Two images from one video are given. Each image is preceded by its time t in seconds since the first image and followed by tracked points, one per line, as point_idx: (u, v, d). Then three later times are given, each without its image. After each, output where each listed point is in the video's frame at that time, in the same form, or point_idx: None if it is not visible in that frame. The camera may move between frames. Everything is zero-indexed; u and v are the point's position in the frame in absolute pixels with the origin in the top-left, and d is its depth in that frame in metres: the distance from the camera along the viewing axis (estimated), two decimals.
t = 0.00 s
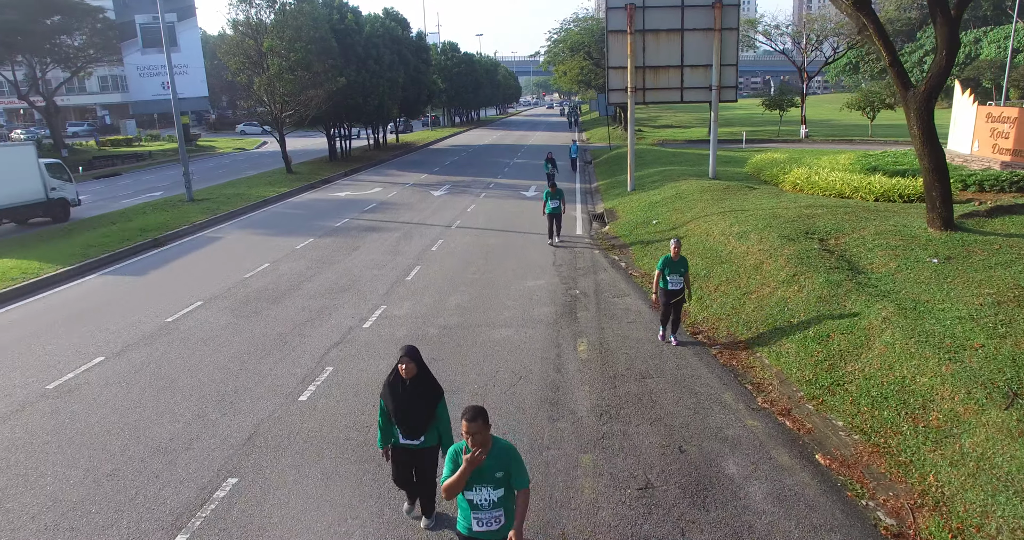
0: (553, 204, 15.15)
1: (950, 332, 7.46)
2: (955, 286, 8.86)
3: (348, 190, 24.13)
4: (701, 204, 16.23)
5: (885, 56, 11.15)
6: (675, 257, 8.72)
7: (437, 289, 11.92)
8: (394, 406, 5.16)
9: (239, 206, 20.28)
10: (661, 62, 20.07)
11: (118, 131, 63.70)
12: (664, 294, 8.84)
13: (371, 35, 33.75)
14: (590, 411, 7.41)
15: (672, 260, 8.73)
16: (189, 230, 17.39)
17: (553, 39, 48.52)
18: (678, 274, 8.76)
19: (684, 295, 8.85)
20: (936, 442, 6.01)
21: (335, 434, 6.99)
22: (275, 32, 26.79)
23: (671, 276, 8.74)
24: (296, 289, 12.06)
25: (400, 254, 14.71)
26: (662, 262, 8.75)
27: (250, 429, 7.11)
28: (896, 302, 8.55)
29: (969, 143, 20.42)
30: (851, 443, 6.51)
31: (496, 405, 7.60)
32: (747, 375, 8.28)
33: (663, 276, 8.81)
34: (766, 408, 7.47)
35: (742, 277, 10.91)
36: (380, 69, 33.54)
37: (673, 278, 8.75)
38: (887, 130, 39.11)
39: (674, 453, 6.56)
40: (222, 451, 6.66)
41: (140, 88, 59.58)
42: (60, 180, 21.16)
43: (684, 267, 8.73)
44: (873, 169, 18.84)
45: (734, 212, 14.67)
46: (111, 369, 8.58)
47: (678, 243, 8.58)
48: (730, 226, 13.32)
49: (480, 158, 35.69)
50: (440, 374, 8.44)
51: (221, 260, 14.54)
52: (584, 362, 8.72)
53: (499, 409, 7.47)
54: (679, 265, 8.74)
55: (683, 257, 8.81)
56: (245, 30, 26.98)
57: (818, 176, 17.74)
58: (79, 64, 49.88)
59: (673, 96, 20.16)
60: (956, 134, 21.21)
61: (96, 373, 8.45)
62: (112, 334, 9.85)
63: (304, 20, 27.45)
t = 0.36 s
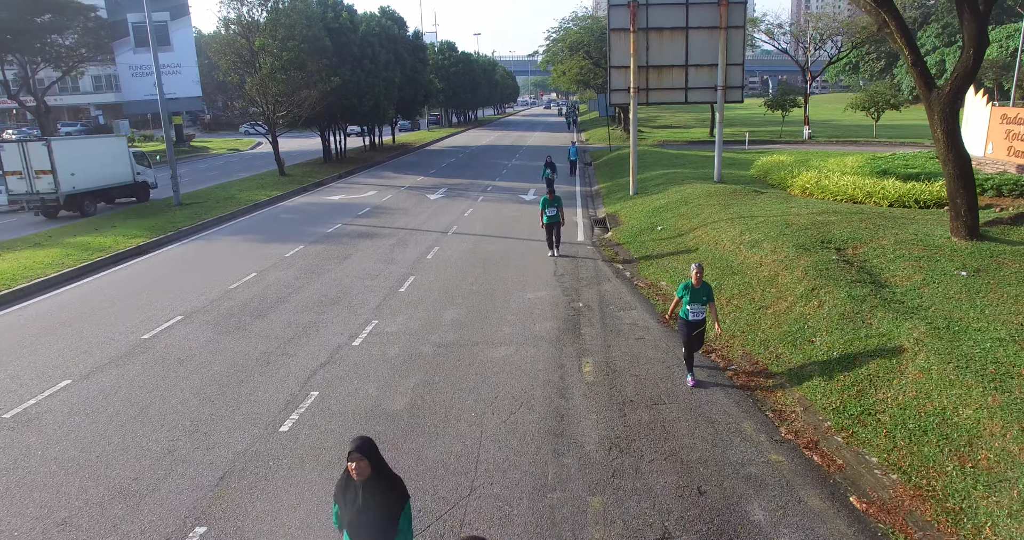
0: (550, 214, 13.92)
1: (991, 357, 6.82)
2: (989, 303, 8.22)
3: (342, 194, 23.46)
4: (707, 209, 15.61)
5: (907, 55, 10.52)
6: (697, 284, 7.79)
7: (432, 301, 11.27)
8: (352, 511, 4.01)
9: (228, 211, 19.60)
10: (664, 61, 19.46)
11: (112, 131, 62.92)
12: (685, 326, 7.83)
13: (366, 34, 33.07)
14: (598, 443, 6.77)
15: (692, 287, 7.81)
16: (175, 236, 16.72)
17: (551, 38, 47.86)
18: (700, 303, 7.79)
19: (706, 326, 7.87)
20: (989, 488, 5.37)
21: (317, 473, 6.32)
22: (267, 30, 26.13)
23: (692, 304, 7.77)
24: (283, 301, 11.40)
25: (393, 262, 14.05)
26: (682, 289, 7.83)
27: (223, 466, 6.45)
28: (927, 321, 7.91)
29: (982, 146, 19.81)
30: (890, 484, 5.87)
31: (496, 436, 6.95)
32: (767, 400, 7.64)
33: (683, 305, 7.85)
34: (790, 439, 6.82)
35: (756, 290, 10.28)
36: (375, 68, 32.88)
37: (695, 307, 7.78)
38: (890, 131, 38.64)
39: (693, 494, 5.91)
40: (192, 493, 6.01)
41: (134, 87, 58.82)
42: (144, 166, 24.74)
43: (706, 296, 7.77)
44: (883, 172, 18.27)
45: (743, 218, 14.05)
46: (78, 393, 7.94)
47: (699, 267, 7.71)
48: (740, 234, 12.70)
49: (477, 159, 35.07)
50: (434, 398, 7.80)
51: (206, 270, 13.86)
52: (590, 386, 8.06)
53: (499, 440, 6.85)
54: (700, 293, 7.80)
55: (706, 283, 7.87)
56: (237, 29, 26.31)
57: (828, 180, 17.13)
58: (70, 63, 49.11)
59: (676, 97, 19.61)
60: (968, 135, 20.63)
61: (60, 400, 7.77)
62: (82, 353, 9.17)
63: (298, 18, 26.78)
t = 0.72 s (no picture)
0: (550, 226, 12.79)
1: None
2: None
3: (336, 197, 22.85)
4: (714, 214, 15.01)
5: (931, 53, 9.95)
6: (728, 314, 6.85)
7: (427, 313, 10.65)
8: None
9: (217, 215, 18.96)
10: (668, 60, 18.85)
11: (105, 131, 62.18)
12: (712, 361, 6.95)
13: (361, 32, 32.40)
14: (608, 479, 6.16)
15: (724, 318, 6.86)
16: (159, 242, 16.06)
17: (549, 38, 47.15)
18: (731, 335, 6.88)
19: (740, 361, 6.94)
20: None
21: (296, 515, 5.69)
22: (260, 29, 25.47)
23: (723, 337, 6.87)
24: (269, 314, 10.76)
25: (387, 270, 13.42)
26: (712, 319, 6.88)
27: (193, 509, 5.80)
28: (961, 340, 7.31)
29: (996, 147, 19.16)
30: (934, 529, 5.25)
31: (495, 470, 6.34)
32: (790, 427, 7.03)
33: (712, 337, 6.93)
34: (818, 474, 6.19)
35: (771, 303, 9.69)
36: (370, 68, 32.23)
37: (725, 340, 6.87)
38: (893, 132, 38.17)
39: None
40: None
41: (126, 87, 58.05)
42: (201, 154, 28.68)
43: (740, 327, 6.85)
44: (893, 175, 17.71)
45: (753, 224, 13.47)
46: (41, 420, 7.30)
47: (731, 295, 6.79)
48: (752, 241, 12.11)
49: (474, 161, 34.47)
50: (428, 425, 7.18)
51: (191, 278, 13.23)
52: (597, 410, 7.45)
53: (500, 475, 6.24)
54: (733, 324, 6.87)
55: (739, 312, 6.93)
56: (228, 28, 25.68)
57: (838, 184, 16.54)
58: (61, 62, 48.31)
59: (680, 97, 19.01)
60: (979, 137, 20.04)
61: (21, 428, 7.13)
62: (49, 375, 8.50)
63: (290, 16, 26.12)
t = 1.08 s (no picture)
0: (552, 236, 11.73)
1: None
2: None
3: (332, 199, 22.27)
4: (723, 218, 14.42)
5: (959, 50, 9.37)
6: (775, 347, 5.87)
7: (424, 326, 10.05)
8: None
9: (209, 218, 18.37)
10: (674, 59, 18.25)
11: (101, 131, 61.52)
12: (759, 404, 5.90)
13: (359, 31, 31.78)
14: (622, 518, 5.59)
15: (770, 352, 5.86)
16: (148, 247, 15.47)
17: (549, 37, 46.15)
18: (778, 373, 5.88)
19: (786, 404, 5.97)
20: None
21: None
22: (254, 28, 24.87)
23: (769, 375, 5.86)
24: (256, 327, 10.16)
25: (382, 277, 12.83)
26: (756, 351, 5.88)
27: None
28: (1004, 360, 6.72)
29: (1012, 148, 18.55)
30: None
31: (497, 507, 5.75)
32: (819, 456, 6.45)
33: (756, 374, 5.92)
34: (855, 512, 5.60)
35: (791, 316, 9.12)
36: (368, 67, 31.61)
37: (772, 378, 5.86)
38: (899, 132, 37.52)
39: None
40: None
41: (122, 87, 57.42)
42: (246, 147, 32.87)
43: (788, 363, 5.87)
44: (907, 177, 17.16)
45: (766, 229, 12.88)
46: (3, 448, 6.71)
47: (779, 325, 5.83)
48: (766, 248, 11.53)
49: (474, 162, 33.88)
50: (424, 453, 6.60)
51: (178, 286, 12.63)
52: (608, 437, 6.87)
53: (504, 514, 5.67)
54: (780, 359, 5.88)
55: (788, 347, 5.94)
56: (222, 26, 25.06)
57: (851, 186, 15.94)
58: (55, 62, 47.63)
59: (686, 98, 18.37)
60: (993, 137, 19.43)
61: None
62: (16, 396, 7.88)
63: (286, 14, 25.52)
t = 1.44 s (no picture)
0: (553, 250, 10.86)
1: None
2: None
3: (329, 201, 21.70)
4: (734, 223, 13.85)
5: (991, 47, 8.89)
6: (834, 402, 4.99)
7: (421, 339, 9.47)
8: None
9: (200, 222, 17.80)
10: (680, 57, 17.68)
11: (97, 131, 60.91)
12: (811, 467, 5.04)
13: (356, 30, 31.21)
14: None
15: (827, 407, 5.00)
16: (135, 253, 14.91)
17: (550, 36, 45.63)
18: (837, 433, 5.01)
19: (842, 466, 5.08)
20: None
21: None
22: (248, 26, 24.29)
23: (826, 436, 4.99)
24: (244, 340, 9.59)
25: (378, 285, 12.26)
26: (811, 407, 5.02)
27: None
28: None
29: None
30: None
31: None
32: (853, 490, 5.87)
33: (810, 433, 5.06)
34: None
35: (812, 330, 8.55)
36: (366, 66, 31.04)
37: (829, 439, 4.99)
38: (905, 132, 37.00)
39: None
40: None
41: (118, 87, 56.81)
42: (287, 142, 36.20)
43: (848, 420, 5.00)
44: (921, 179, 16.58)
45: (780, 234, 12.31)
46: None
47: (840, 376, 4.93)
48: (782, 255, 10.97)
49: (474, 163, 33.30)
50: (420, 486, 6.04)
51: (163, 295, 12.05)
52: (620, 467, 6.30)
53: None
54: (839, 416, 5.01)
55: (848, 400, 5.07)
56: (216, 25, 24.49)
57: (864, 189, 15.38)
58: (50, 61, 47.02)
59: (693, 97, 17.82)
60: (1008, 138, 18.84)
61: None
62: None
63: (280, 12, 24.94)
